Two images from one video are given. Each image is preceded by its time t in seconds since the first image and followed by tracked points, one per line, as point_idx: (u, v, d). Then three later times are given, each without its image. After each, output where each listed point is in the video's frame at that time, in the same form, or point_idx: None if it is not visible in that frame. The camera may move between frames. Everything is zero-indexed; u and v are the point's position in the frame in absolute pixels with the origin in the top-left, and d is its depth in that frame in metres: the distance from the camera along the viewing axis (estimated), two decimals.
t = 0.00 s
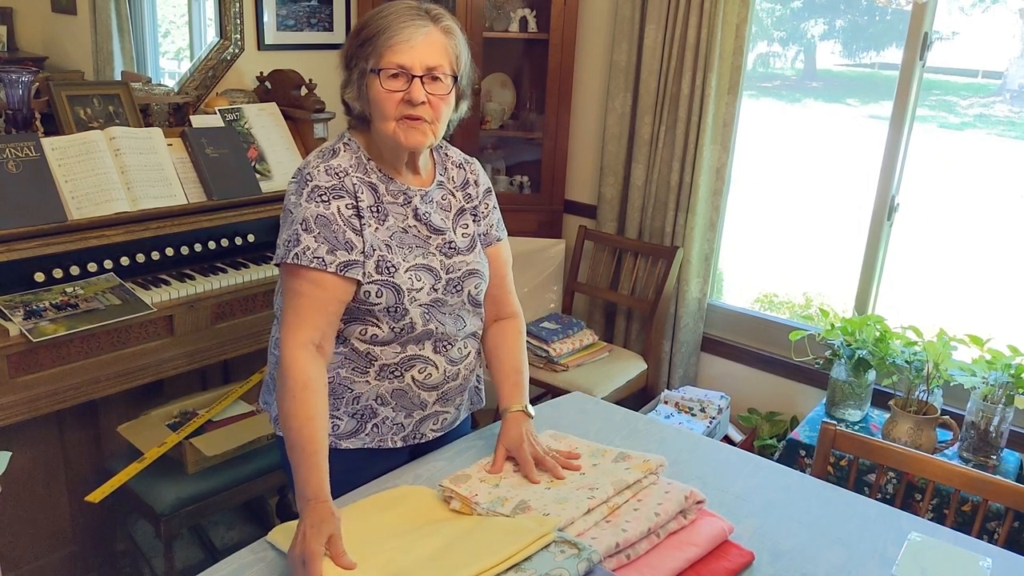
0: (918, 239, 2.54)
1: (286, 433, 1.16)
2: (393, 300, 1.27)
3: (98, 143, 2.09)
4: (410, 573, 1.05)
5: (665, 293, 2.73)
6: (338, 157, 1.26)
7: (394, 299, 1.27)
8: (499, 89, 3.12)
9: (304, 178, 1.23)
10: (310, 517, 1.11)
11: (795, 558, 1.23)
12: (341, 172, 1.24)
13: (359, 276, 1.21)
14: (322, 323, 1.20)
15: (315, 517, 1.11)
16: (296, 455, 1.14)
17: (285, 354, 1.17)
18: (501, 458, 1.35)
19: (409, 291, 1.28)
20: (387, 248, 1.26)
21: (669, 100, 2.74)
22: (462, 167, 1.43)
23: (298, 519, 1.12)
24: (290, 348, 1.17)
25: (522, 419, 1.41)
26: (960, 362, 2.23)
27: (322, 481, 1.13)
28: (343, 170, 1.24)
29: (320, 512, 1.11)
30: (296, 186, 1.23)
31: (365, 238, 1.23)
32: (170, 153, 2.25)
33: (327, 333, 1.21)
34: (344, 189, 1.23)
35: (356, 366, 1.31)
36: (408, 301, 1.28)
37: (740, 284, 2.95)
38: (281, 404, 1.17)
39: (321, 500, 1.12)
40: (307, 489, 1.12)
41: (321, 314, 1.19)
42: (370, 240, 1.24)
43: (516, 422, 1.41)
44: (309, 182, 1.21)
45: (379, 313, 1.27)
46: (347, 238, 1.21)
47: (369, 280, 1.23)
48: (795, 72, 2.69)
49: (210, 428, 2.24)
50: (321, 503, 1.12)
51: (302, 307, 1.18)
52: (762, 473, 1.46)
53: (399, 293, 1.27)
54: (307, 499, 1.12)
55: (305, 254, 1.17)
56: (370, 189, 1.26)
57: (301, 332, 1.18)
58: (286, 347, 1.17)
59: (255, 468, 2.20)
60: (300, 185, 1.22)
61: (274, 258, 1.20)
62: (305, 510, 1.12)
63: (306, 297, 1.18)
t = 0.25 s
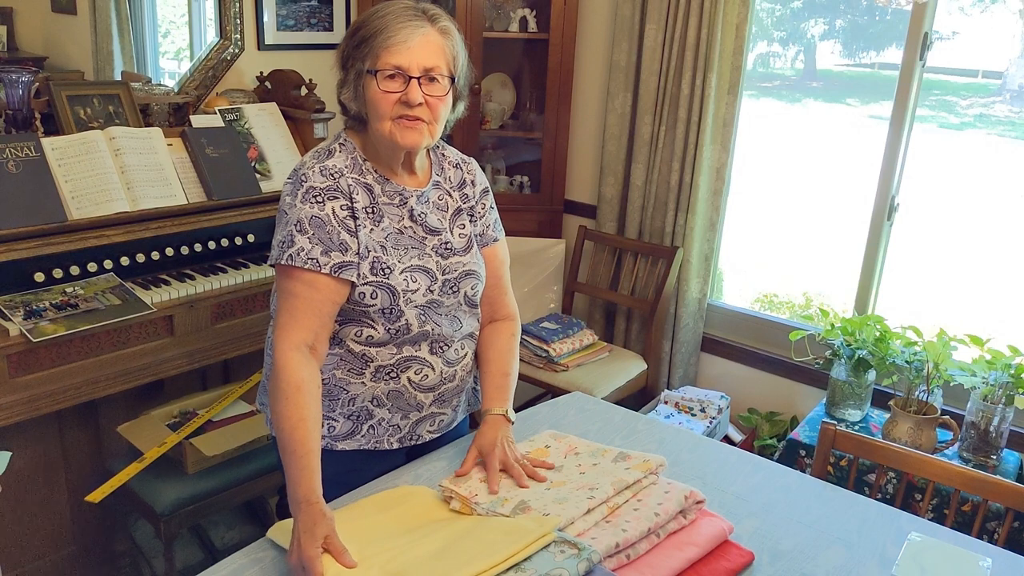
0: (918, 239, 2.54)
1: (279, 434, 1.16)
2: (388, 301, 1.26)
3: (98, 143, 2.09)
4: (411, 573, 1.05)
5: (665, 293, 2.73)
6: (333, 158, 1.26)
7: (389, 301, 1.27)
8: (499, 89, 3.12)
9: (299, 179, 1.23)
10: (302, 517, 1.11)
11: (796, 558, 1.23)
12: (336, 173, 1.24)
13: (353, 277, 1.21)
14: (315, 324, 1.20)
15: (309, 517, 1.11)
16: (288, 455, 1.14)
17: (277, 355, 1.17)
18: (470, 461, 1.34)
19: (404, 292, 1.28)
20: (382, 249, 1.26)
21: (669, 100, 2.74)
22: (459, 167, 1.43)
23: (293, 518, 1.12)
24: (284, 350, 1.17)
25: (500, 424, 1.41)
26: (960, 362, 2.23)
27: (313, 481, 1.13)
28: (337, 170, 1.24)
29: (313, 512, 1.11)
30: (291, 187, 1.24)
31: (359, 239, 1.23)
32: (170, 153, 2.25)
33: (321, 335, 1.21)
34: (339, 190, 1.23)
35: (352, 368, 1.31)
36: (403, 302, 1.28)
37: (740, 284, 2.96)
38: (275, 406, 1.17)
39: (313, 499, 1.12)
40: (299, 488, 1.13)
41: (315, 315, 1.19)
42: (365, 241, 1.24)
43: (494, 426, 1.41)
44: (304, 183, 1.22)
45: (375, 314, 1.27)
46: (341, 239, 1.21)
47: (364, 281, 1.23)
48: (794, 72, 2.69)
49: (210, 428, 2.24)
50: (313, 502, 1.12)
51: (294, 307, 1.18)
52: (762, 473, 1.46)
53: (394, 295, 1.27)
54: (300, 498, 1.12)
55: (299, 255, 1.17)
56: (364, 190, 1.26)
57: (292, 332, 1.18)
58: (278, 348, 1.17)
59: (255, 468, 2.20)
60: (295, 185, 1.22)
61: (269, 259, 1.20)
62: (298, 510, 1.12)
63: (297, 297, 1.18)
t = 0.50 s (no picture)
0: (918, 239, 2.54)
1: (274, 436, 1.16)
2: (383, 302, 1.26)
3: (98, 142, 2.08)
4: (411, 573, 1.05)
5: (665, 293, 2.73)
6: (328, 157, 1.26)
7: (384, 301, 1.26)
8: (499, 89, 3.12)
9: (294, 179, 1.23)
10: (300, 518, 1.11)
11: (796, 558, 1.23)
12: (331, 173, 1.24)
13: (348, 277, 1.21)
14: (310, 324, 1.20)
15: (308, 517, 1.11)
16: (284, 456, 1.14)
17: (272, 356, 1.17)
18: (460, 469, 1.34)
19: (399, 292, 1.28)
20: (377, 249, 1.26)
21: (669, 100, 2.74)
22: (456, 168, 1.43)
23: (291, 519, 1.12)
24: (279, 350, 1.17)
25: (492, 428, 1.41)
26: (960, 362, 2.23)
27: (310, 480, 1.13)
28: (332, 170, 1.24)
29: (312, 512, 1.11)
30: (286, 186, 1.24)
31: (354, 239, 1.23)
32: (170, 153, 2.25)
33: (316, 335, 1.21)
34: (333, 190, 1.23)
35: (347, 369, 1.31)
36: (398, 303, 1.28)
37: (740, 284, 2.95)
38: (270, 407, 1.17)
39: (310, 500, 1.12)
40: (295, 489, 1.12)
41: (309, 315, 1.20)
42: (359, 241, 1.24)
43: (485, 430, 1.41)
44: (299, 183, 1.22)
45: (369, 315, 1.27)
46: (336, 239, 1.21)
47: (359, 282, 1.23)
48: (794, 72, 2.69)
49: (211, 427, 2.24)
50: (311, 502, 1.12)
51: (287, 308, 1.18)
52: (763, 473, 1.46)
53: (389, 295, 1.27)
54: (296, 499, 1.12)
55: (293, 255, 1.17)
56: (360, 190, 1.26)
57: (286, 334, 1.18)
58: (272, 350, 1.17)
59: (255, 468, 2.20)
60: (290, 185, 1.23)
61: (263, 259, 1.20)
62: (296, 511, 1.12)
63: (291, 298, 1.18)
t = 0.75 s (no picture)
0: (918, 239, 2.54)
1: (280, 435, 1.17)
2: (379, 300, 1.26)
3: (97, 142, 2.08)
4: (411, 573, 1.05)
5: (665, 293, 2.73)
6: (323, 157, 1.26)
7: (381, 300, 1.26)
8: (499, 89, 3.12)
9: (289, 178, 1.23)
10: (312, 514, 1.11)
11: (796, 558, 1.23)
12: (325, 172, 1.24)
13: (344, 275, 1.21)
14: (308, 324, 1.21)
15: (318, 514, 1.11)
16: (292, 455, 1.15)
17: (274, 356, 1.18)
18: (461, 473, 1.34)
19: (396, 291, 1.27)
20: (373, 248, 1.26)
21: (669, 100, 2.74)
22: (452, 167, 1.43)
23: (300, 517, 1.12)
24: (280, 351, 1.18)
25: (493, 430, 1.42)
26: (960, 361, 2.23)
27: (321, 477, 1.14)
28: (327, 169, 1.24)
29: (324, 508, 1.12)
30: (281, 186, 1.24)
31: (350, 238, 1.23)
32: (170, 153, 2.25)
33: (315, 334, 1.22)
34: (328, 189, 1.23)
35: (344, 370, 1.31)
36: (395, 301, 1.28)
37: (740, 284, 2.96)
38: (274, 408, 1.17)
39: (321, 496, 1.13)
40: (306, 486, 1.13)
41: (308, 315, 1.20)
42: (355, 240, 1.24)
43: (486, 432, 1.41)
44: (294, 182, 1.22)
45: (366, 314, 1.27)
46: (331, 238, 1.21)
47: (355, 280, 1.23)
48: (794, 72, 2.69)
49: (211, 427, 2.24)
50: (322, 499, 1.13)
51: (286, 308, 1.19)
52: (763, 473, 1.46)
53: (385, 294, 1.27)
54: (307, 497, 1.13)
55: (289, 254, 1.17)
56: (355, 189, 1.26)
57: (288, 334, 1.18)
58: (274, 350, 1.18)
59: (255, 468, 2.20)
60: (285, 185, 1.23)
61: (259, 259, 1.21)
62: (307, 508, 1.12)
63: (291, 298, 1.19)
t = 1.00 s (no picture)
0: (918, 239, 2.54)
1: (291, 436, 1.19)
2: (376, 300, 1.27)
3: (97, 142, 2.08)
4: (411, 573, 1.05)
5: (665, 293, 2.73)
6: (318, 157, 1.26)
7: (377, 300, 1.27)
8: (499, 89, 3.12)
9: (285, 179, 1.23)
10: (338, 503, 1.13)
11: (796, 558, 1.23)
12: (321, 173, 1.24)
13: (341, 276, 1.22)
14: (304, 325, 1.21)
15: (344, 503, 1.13)
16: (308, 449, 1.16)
17: (273, 360, 1.19)
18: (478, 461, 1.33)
19: (393, 291, 1.28)
20: (370, 248, 1.26)
21: (669, 100, 2.74)
22: (449, 167, 1.43)
23: (325, 512, 1.13)
24: (279, 354, 1.19)
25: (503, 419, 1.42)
26: (960, 361, 2.23)
27: (340, 466, 1.16)
28: (323, 170, 1.24)
29: (348, 496, 1.14)
30: (276, 187, 1.24)
31: (346, 238, 1.23)
32: (170, 153, 2.25)
33: (311, 335, 1.23)
34: (324, 190, 1.23)
35: (341, 370, 1.31)
36: (392, 301, 1.28)
37: (740, 284, 2.96)
38: (281, 410, 1.19)
39: (343, 485, 1.14)
40: (327, 478, 1.14)
41: (302, 317, 1.21)
42: (352, 240, 1.24)
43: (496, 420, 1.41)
44: (289, 183, 1.22)
45: (363, 314, 1.27)
46: (328, 239, 1.21)
47: (351, 280, 1.24)
48: (794, 72, 2.69)
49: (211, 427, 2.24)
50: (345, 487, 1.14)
51: (282, 311, 1.20)
52: (763, 473, 1.46)
53: (382, 294, 1.27)
54: (328, 489, 1.14)
55: (286, 257, 1.17)
56: (351, 189, 1.26)
57: (287, 336, 1.20)
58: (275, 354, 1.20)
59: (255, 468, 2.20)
60: (281, 186, 1.23)
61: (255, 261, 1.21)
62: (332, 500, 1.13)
63: (286, 301, 1.19)
